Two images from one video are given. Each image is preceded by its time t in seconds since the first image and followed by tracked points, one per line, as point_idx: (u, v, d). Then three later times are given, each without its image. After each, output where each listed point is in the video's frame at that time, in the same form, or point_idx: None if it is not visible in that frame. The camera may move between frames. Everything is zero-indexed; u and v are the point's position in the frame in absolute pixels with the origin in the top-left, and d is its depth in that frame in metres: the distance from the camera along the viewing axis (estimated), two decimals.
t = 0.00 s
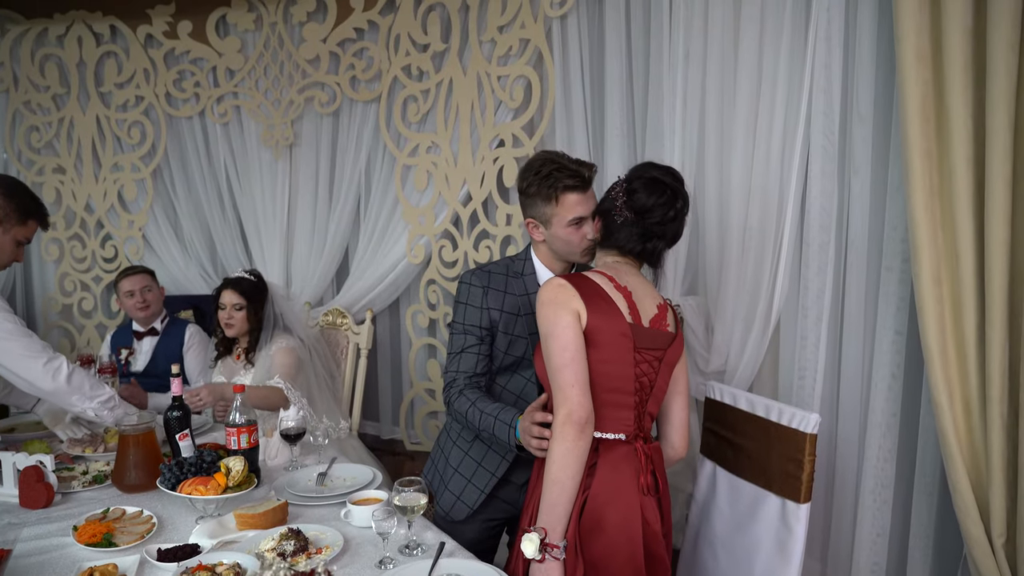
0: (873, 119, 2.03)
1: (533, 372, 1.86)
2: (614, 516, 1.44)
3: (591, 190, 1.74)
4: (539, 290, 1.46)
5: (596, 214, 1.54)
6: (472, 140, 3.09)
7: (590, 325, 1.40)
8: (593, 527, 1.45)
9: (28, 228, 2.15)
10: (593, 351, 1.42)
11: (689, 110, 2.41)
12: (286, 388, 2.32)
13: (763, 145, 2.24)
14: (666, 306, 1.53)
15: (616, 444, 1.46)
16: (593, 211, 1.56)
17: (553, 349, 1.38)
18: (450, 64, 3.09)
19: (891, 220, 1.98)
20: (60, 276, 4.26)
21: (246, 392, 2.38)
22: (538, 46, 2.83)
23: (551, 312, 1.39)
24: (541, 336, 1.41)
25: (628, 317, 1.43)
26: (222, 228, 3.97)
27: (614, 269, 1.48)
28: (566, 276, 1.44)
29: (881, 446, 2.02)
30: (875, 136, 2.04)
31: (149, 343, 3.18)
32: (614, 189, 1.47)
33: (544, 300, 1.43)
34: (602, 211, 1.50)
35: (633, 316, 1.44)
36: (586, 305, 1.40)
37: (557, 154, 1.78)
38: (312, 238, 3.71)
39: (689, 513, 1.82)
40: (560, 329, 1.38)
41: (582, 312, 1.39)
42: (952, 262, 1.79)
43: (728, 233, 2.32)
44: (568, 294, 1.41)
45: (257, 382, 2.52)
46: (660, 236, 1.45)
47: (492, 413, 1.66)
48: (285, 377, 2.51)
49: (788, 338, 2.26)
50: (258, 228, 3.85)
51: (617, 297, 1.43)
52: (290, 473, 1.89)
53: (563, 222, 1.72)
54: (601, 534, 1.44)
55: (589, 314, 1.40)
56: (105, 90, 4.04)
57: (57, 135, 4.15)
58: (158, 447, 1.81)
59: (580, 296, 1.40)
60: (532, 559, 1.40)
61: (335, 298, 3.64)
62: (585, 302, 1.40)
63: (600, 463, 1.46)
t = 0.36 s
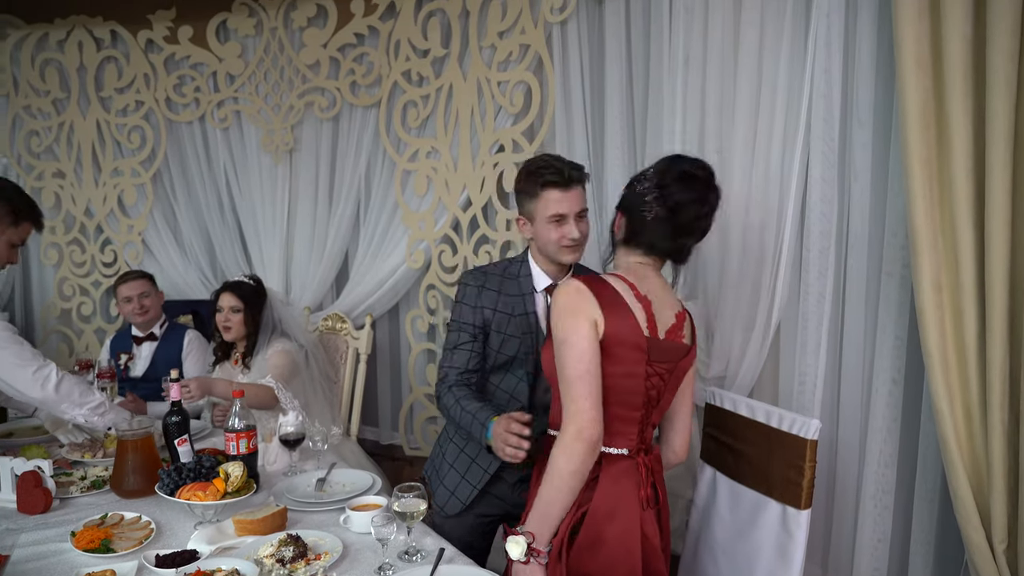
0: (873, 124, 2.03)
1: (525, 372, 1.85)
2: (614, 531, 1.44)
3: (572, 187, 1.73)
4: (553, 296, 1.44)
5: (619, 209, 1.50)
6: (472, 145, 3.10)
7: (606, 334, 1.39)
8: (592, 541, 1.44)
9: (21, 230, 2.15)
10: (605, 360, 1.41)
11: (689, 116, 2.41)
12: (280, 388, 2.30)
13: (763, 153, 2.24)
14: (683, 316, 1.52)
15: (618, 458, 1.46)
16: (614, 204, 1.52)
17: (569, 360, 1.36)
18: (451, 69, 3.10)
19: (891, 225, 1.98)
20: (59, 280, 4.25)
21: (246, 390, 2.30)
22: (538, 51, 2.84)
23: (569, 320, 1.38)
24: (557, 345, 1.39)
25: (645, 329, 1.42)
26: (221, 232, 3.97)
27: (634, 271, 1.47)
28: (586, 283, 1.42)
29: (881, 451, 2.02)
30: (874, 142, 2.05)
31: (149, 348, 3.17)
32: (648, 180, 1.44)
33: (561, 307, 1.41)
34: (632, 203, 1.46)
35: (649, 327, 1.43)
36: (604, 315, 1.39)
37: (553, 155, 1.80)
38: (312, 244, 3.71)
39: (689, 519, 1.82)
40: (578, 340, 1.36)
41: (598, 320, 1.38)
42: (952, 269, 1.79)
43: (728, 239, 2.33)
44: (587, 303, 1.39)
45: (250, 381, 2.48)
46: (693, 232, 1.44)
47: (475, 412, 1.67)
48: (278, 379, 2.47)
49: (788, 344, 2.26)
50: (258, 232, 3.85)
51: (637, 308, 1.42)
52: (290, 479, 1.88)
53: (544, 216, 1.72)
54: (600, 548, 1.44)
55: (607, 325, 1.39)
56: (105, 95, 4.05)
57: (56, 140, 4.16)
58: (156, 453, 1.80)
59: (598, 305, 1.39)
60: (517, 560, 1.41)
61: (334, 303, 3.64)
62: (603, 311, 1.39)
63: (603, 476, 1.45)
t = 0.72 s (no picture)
0: (867, 127, 2.03)
1: (473, 361, 2.12)
2: (645, 557, 1.44)
3: (511, 186, 2.09)
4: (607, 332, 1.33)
5: (656, 209, 1.43)
6: (467, 149, 3.09)
7: (664, 373, 1.36)
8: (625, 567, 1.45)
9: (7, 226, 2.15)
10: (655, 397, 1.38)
11: (683, 121, 2.42)
12: (272, 391, 2.30)
13: (757, 158, 2.25)
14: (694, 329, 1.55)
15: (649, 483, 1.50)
16: (653, 201, 1.42)
17: (631, 402, 1.27)
18: (445, 73, 3.10)
19: (885, 227, 1.98)
20: (51, 283, 4.23)
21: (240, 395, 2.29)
22: (533, 55, 2.84)
23: (633, 360, 1.29)
24: (616, 385, 1.28)
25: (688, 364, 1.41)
26: (216, 236, 3.96)
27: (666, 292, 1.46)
28: (645, 318, 1.34)
29: (876, 454, 2.02)
30: (868, 145, 2.05)
31: (142, 352, 3.15)
32: (701, 177, 1.45)
33: (619, 343, 1.31)
34: (684, 200, 1.44)
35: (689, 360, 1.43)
36: (663, 353, 1.34)
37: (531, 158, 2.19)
38: (307, 247, 3.70)
39: (684, 522, 1.81)
40: (645, 381, 1.28)
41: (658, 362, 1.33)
42: (946, 273, 1.80)
43: (723, 243, 2.33)
44: (648, 343, 1.32)
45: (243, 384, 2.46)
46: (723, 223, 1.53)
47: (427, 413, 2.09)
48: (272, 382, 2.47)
49: (783, 346, 2.26)
50: (252, 235, 3.84)
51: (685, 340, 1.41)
52: (284, 483, 1.87)
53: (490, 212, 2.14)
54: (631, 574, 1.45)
55: (665, 363, 1.35)
56: (99, 98, 4.03)
57: (50, 142, 4.14)
58: (150, 457, 1.79)
59: (659, 346, 1.34)
60: None
61: (329, 306, 3.63)
62: (661, 351, 1.34)
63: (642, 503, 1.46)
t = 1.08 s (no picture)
0: (861, 129, 2.04)
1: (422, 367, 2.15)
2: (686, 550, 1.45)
3: (439, 193, 2.10)
4: (624, 348, 1.29)
5: (640, 212, 1.41)
6: (462, 150, 3.09)
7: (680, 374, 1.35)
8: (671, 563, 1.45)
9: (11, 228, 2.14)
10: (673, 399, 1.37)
11: (677, 124, 2.43)
12: (264, 394, 2.27)
13: (752, 160, 2.25)
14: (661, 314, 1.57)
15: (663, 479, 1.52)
16: (637, 205, 1.40)
17: (676, 414, 1.22)
18: (441, 74, 3.10)
19: (880, 228, 1.98)
20: (46, 286, 4.21)
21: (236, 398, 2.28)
22: (529, 56, 2.84)
23: (660, 374, 1.25)
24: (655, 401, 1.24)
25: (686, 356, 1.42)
26: (212, 239, 3.95)
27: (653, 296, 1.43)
28: (650, 330, 1.31)
29: (872, 455, 2.02)
30: (863, 147, 2.05)
31: (137, 354, 3.14)
32: (684, 179, 1.44)
33: (643, 360, 1.27)
34: (667, 202, 1.43)
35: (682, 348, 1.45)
36: (678, 358, 1.32)
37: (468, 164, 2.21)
38: (302, 250, 3.69)
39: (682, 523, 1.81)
40: (679, 390, 1.25)
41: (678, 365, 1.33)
42: (941, 273, 1.80)
43: (717, 245, 2.33)
44: (664, 351, 1.30)
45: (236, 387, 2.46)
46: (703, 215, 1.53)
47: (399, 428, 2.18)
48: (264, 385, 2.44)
49: (778, 347, 2.27)
50: (247, 237, 3.83)
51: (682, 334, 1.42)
52: (279, 486, 1.87)
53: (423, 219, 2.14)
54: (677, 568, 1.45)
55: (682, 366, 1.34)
56: (94, 100, 4.02)
57: (44, 144, 4.13)
58: (144, 460, 1.78)
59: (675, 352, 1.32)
60: None
61: (325, 308, 3.62)
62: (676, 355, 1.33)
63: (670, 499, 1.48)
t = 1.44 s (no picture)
0: (855, 130, 2.04)
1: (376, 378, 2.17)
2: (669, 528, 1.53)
3: (350, 209, 2.12)
4: (588, 363, 1.35)
5: (585, 213, 1.46)
6: (458, 150, 3.09)
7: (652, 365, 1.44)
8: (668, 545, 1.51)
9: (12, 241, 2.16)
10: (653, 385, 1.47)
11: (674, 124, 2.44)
12: (254, 396, 2.26)
13: (748, 159, 2.26)
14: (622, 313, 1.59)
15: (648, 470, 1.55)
16: (584, 206, 1.45)
17: (646, 420, 1.32)
18: (436, 74, 3.10)
19: (874, 228, 1.98)
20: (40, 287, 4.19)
21: (230, 400, 2.29)
22: (524, 57, 2.84)
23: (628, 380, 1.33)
24: (630, 406, 1.32)
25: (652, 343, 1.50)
26: (207, 240, 3.94)
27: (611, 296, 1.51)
28: (611, 335, 1.37)
29: (868, 454, 2.02)
30: (858, 146, 2.06)
31: (133, 355, 3.13)
32: (630, 179, 1.48)
33: (608, 372, 1.33)
34: (614, 203, 1.48)
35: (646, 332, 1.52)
36: (642, 355, 1.39)
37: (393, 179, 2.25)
38: (298, 251, 3.69)
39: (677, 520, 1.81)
40: (647, 393, 1.33)
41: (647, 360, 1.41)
42: (936, 272, 1.80)
43: (714, 246, 2.33)
44: (631, 353, 1.37)
45: (227, 390, 2.45)
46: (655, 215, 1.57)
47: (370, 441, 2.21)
48: (255, 388, 2.42)
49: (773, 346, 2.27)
50: (243, 238, 3.82)
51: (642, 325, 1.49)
52: (275, 487, 1.86)
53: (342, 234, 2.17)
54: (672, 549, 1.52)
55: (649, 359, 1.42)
56: (88, 100, 4.01)
57: (39, 145, 4.11)
58: (140, 462, 1.78)
59: (640, 350, 1.39)
60: None
61: (321, 309, 3.61)
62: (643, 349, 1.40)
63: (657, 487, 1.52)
